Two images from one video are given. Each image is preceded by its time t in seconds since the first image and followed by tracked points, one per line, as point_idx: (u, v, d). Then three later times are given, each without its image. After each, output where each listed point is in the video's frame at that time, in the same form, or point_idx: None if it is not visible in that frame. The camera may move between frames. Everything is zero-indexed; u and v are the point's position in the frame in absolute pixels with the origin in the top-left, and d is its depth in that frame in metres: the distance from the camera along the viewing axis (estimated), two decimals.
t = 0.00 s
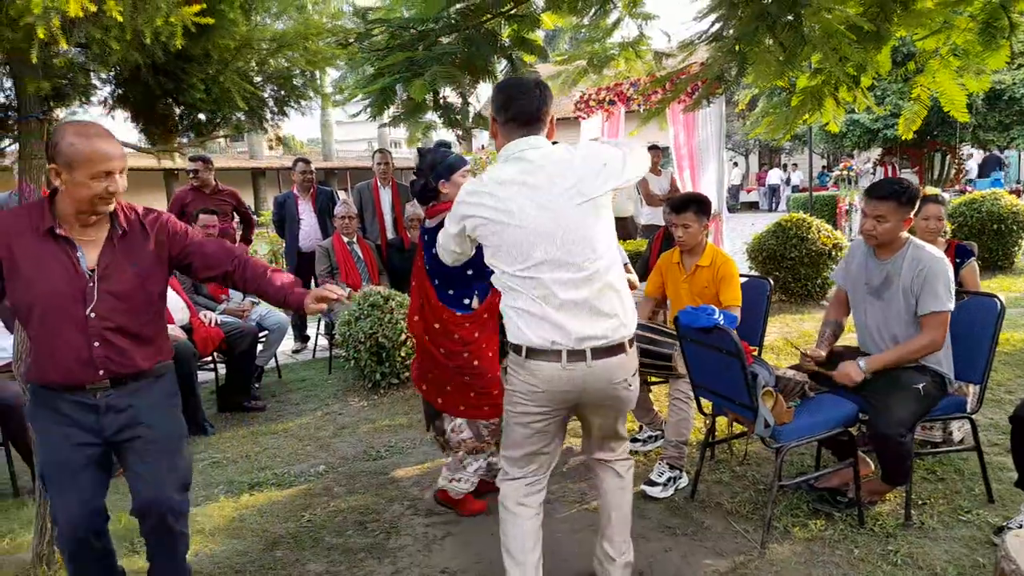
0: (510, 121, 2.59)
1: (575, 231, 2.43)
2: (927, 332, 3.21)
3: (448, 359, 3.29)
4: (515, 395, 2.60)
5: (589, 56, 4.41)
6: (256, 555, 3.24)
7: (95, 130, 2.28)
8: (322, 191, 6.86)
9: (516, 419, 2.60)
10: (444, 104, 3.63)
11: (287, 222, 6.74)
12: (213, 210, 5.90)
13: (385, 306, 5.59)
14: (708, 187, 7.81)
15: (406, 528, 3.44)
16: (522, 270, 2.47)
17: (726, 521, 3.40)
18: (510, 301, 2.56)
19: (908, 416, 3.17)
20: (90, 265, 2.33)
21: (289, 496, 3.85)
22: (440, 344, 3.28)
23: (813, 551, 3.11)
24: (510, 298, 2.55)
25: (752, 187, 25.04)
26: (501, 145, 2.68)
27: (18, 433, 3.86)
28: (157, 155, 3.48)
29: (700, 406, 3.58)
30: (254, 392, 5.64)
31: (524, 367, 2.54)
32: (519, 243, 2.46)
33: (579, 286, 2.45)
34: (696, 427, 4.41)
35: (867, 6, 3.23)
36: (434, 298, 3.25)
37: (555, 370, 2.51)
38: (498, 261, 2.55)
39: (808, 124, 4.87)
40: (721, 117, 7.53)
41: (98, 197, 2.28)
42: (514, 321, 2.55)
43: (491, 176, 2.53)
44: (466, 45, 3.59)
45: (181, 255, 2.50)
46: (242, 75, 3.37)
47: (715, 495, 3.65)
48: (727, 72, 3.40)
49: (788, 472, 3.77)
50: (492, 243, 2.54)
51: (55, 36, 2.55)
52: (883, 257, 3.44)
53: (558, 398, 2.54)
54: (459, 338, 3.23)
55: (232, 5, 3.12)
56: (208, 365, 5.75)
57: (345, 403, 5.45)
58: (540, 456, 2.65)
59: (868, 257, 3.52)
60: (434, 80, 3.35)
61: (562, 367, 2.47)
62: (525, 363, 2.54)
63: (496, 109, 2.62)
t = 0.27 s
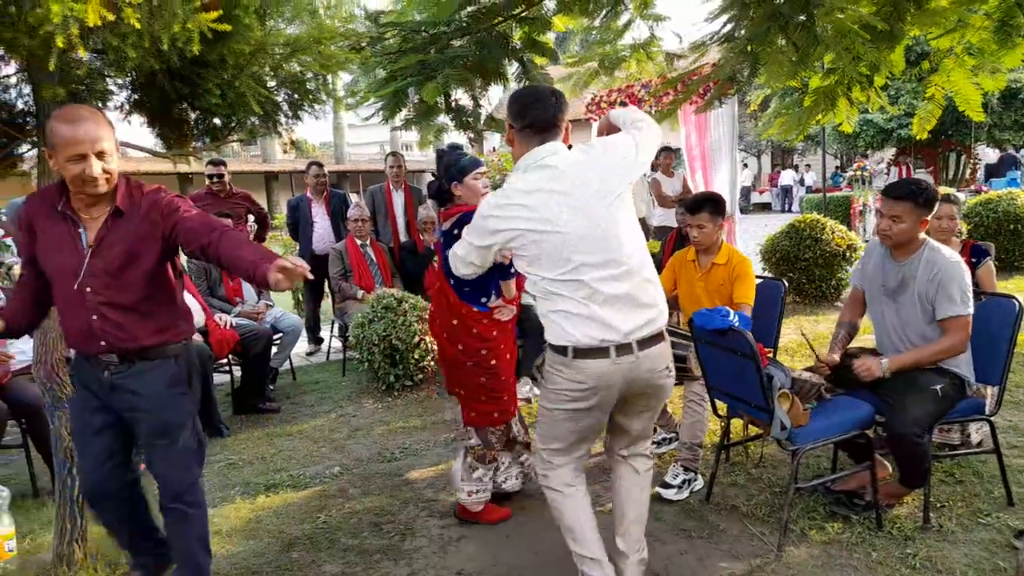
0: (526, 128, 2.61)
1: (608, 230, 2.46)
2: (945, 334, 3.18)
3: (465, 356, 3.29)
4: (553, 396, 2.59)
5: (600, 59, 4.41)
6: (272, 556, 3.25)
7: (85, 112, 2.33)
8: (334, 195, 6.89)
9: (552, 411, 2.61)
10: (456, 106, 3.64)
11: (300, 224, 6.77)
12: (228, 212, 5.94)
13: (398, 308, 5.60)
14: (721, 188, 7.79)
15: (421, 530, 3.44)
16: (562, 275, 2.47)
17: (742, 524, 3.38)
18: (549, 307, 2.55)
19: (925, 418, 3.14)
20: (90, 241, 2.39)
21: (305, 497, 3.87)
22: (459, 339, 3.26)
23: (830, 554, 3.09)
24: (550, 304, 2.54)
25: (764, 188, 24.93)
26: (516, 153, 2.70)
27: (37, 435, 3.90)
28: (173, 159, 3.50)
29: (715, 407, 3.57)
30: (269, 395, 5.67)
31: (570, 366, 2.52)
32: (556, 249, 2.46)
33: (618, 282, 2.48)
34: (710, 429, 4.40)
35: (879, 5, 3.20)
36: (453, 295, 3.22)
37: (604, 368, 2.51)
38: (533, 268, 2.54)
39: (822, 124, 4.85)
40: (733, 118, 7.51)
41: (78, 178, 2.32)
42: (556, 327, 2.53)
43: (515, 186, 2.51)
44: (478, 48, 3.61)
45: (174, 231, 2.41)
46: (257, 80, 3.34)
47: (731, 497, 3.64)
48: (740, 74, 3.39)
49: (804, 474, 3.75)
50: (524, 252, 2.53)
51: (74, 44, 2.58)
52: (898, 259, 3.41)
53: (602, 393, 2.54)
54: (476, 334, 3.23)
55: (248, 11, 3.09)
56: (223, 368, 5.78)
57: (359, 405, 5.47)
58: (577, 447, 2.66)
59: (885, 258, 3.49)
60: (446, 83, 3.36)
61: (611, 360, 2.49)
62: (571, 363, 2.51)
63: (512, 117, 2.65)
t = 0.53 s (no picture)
0: (557, 134, 2.62)
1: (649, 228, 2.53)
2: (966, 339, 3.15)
3: (476, 366, 3.32)
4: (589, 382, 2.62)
5: (617, 61, 4.41)
6: (288, 556, 3.27)
7: (97, 132, 2.47)
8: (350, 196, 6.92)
9: (590, 403, 2.62)
10: (473, 108, 3.65)
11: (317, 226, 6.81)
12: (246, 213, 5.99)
13: (414, 310, 5.62)
14: (738, 191, 7.75)
15: (436, 531, 3.45)
16: (613, 274, 2.49)
17: (759, 529, 3.36)
18: (597, 308, 2.55)
19: (946, 424, 3.11)
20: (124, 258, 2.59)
21: (321, 497, 3.89)
22: (470, 351, 3.30)
23: (848, 561, 3.07)
24: (598, 304, 2.54)
25: (781, 191, 24.77)
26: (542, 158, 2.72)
27: (58, 433, 3.95)
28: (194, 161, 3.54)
29: (732, 413, 3.55)
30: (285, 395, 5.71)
31: (616, 360, 2.54)
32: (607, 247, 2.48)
33: (664, 276, 2.55)
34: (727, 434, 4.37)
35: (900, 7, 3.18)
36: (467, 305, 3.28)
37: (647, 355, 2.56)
38: (580, 269, 2.53)
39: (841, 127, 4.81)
40: (750, 120, 7.47)
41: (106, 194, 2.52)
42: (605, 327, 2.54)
43: (556, 190, 2.50)
44: (494, 50, 3.61)
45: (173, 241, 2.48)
46: (277, 82, 3.39)
47: (747, 502, 3.62)
48: (758, 75, 3.38)
49: (822, 480, 3.72)
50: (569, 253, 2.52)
51: (98, 47, 2.61)
52: (918, 263, 3.38)
53: (645, 384, 2.58)
54: (483, 344, 3.24)
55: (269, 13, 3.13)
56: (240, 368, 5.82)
57: (374, 406, 5.49)
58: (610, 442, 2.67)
59: (904, 262, 3.46)
60: (462, 85, 3.37)
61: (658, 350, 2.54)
62: (618, 356, 2.53)
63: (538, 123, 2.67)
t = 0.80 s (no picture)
0: (604, 134, 2.64)
1: (691, 227, 2.69)
2: (974, 346, 3.13)
3: (485, 359, 3.37)
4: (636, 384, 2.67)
5: (625, 63, 4.40)
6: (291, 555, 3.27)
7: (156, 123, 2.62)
8: (357, 196, 6.93)
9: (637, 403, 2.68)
10: (480, 110, 3.64)
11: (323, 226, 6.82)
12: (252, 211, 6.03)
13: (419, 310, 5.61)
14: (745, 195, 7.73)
15: (439, 533, 3.44)
16: (671, 271, 2.59)
17: (763, 536, 3.34)
18: (652, 308, 2.61)
19: (953, 432, 3.09)
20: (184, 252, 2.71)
21: (324, 497, 3.89)
22: (478, 345, 3.39)
23: (853, 568, 3.05)
24: (657, 304, 2.60)
25: (788, 196, 24.71)
26: (581, 158, 2.73)
27: (63, 429, 3.95)
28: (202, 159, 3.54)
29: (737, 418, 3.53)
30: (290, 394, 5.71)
31: (674, 360, 2.65)
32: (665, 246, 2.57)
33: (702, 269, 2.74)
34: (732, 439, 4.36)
35: (911, 13, 3.18)
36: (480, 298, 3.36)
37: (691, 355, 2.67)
38: (642, 267, 2.58)
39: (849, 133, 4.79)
40: (758, 124, 7.45)
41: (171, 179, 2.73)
42: (660, 326, 2.61)
43: (618, 190, 2.53)
44: (503, 52, 3.60)
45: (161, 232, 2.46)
46: (286, 82, 3.39)
47: (751, 508, 3.60)
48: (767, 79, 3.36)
49: (827, 487, 3.70)
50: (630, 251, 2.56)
51: (109, 44, 2.62)
52: (926, 270, 3.36)
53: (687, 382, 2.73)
54: (492, 338, 3.32)
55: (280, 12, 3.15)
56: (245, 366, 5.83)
57: (378, 406, 5.49)
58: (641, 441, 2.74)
59: (913, 269, 3.44)
60: (470, 86, 3.37)
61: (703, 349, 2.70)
62: (676, 357, 2.64)
63: (579, 125, 2.69)
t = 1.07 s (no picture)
0: (647, 132, 2.70)
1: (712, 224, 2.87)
2: (978, 348, 3.12)
3: (496, 364, 3.35)
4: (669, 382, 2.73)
5: (630, 63, 4.41)
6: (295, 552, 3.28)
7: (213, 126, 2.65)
8: (362, 195, 6.94)
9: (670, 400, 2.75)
10: (485, 109, 3.64)
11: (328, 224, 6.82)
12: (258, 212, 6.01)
13: (423, 309, 5.62)
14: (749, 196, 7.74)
15: (442, 531, 3.45)
16: (712, 267, 2.75)
17: (766, 537, 3.35)
18: (698, 302, 2.72)
19: (957, 435, 3.08)
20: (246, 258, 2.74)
21: (327, 495, 3.89)
22: (489, 347, 3.35)
23: (856, 570, 3.05)
24: (702, 297, 2.72)
25: (792, 197, 24.70)
26: (619, 154, 2.76)
27: (67, 425, 3.96)
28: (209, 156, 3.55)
29: (741, 418, 3.53)
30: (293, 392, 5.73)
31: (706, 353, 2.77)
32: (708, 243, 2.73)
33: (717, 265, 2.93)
34: (735, 440, 4.36)
35: (917, 15, 3.16)
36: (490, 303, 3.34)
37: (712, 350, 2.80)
38: (692, 259, 2.67)
39: (854, 134, 4.79)
40: (763, 125, 7.44)
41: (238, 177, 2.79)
42: (702, 319, 2.73)
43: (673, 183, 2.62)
44: (509, 51, 3.61)
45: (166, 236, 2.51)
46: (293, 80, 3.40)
47: (754, 509, 3.61)
48: (772, 80, 3.37)
49: (831, 488, 3.70)
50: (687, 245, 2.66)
51: (119, 43, 2.62)
52: (931, 272, 3.36)
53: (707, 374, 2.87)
54: (502, 342, 3.28)
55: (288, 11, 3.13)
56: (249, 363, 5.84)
57: (381, 404, 5.49)
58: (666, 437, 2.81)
59: (918, 271, 3.44)
60: (475, 85, 3.37)
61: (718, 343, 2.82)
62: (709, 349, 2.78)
63: (621, 121, 2.71)
